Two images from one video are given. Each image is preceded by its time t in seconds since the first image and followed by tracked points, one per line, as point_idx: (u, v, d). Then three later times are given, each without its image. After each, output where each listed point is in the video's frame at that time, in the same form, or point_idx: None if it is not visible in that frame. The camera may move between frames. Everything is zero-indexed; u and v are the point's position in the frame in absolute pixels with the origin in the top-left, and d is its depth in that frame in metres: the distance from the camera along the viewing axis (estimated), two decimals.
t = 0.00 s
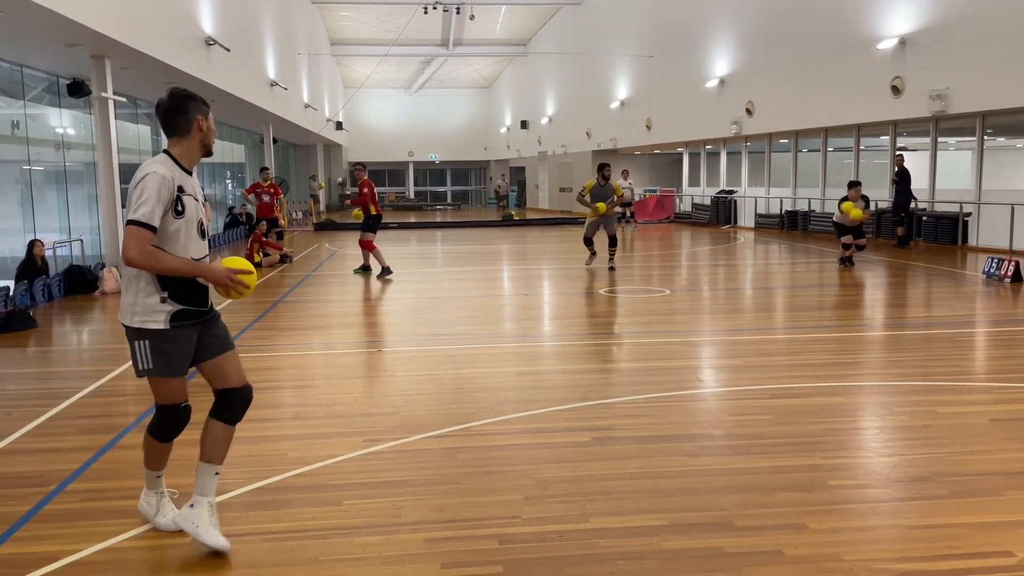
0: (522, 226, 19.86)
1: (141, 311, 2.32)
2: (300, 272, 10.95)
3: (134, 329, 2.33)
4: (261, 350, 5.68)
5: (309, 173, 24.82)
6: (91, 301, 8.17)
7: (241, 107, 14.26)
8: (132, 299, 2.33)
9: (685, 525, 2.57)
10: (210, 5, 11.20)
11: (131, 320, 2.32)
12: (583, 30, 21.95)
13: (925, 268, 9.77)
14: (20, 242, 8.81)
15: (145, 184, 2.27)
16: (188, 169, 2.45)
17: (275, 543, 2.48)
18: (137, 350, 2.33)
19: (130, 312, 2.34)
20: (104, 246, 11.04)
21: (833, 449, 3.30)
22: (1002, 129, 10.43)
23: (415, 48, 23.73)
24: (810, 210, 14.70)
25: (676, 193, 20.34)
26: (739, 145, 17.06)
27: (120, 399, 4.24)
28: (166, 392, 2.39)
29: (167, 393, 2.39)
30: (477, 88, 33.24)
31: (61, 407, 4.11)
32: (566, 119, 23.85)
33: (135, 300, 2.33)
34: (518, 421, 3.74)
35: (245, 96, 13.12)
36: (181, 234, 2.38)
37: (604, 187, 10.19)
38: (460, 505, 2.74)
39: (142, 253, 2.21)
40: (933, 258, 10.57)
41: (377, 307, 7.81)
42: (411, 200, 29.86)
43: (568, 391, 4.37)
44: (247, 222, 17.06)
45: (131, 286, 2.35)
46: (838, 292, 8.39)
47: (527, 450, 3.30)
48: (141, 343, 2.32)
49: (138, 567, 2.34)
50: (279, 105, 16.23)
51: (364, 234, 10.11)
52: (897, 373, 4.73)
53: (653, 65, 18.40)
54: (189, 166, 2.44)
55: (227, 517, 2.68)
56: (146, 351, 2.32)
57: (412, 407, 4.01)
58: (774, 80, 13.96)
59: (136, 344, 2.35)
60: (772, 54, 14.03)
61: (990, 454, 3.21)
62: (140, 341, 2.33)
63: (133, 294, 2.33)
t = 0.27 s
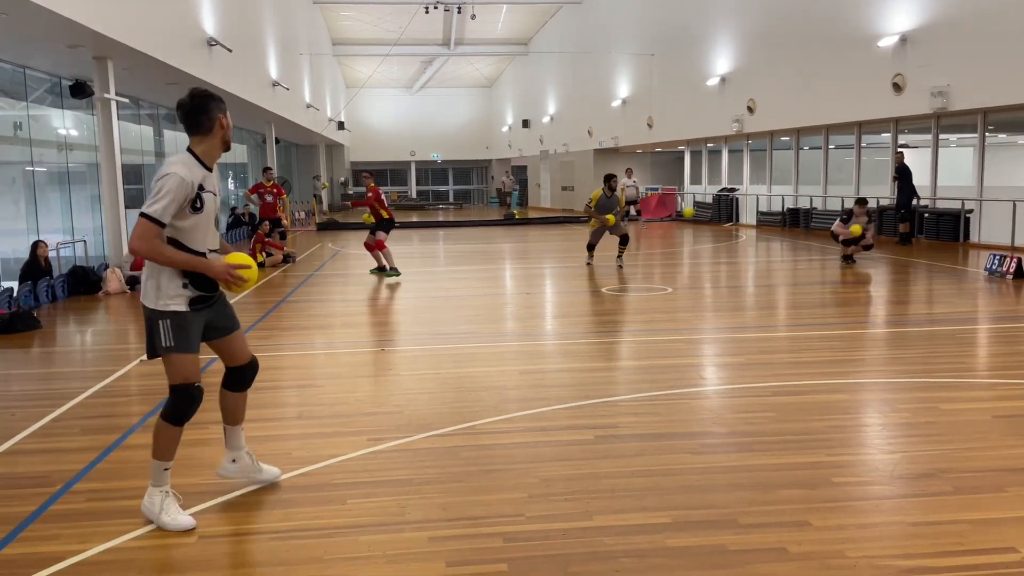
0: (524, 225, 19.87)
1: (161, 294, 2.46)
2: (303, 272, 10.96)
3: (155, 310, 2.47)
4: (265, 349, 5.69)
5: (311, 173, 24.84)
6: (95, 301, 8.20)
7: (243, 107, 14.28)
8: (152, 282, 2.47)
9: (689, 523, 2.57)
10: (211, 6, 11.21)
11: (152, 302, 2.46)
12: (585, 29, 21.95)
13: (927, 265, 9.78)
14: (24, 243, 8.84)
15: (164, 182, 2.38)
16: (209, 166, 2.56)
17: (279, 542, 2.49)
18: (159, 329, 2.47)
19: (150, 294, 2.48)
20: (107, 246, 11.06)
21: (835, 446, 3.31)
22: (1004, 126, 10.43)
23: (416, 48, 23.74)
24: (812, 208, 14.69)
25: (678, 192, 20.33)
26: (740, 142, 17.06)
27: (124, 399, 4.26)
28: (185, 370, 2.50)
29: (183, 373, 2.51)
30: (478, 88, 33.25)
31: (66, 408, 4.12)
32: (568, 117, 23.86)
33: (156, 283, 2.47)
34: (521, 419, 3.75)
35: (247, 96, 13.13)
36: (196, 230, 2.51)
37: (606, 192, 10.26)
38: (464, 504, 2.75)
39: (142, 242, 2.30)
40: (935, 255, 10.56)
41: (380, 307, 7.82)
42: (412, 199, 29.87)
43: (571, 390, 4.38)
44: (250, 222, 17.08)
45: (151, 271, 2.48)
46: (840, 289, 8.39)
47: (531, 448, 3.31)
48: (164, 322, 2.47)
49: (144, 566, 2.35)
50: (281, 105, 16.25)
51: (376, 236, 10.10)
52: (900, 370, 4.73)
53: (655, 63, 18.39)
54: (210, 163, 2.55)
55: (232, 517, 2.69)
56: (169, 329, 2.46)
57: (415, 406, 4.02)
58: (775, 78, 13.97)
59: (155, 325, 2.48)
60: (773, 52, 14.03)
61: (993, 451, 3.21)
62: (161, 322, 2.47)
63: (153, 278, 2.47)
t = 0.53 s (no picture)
0: (523, 227, 19.87)
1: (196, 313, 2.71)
2: (302, 274, 10.96)
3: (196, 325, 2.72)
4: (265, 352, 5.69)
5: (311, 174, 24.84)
6: (94, 305, 8.20)
7: (242, 109, 14.28)
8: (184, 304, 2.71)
9: (690, 525, 2.57)
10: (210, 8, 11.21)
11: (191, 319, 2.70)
12: (584, 30, 21.96)
13: (927, 265, 9.77)
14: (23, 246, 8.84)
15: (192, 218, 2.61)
16: (226, 199, 2.79)
17: (280, 545, 2.49)
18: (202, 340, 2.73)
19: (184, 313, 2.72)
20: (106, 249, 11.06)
21: (836, 447, 3.31)
22: (1003, 126, 10.43)
23: (415, 49, 23.74)
24: (812, 208, 14.68)
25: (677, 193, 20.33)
26: (740, 143, 17.06)
27: (124, 403, 4.26)
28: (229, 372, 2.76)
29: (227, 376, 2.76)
30: (477, 89, 33.26)
31: (66, 411, 4.12)
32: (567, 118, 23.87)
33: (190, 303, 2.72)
34: (521, 421, 3.75)
35: (246, 98, 13.13)
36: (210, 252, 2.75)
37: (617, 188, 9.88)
38: (465, 507, 2.75)
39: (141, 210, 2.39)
40: (935, 255, 10.56)
41: (380, 308, 7.82)
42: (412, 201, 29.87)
43: (571, 391, 4.38)
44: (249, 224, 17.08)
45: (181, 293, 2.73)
46: (840, 290, 8.38)
47: (531, 451, 3.31)
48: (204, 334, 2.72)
49: (145, 570, 2.35)
50: (280, 107, 16.25)
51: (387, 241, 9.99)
52: (901, 371, 4.73)
53: (654, 64, 18.40)
54: (227, 198, 2.79)
55: (233, 520, 2.69)
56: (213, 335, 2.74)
57: (415, 409, 4.02)
58: (774, 79, 13.97)
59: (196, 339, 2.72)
60: (772, 52, 14.02)
61: (994, 452, 3.20)
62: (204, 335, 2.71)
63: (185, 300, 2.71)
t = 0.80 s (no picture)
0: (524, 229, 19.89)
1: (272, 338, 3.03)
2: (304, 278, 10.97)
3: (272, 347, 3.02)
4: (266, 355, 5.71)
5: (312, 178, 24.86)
6: (96, 308, 8.21)
7: (243, 113, 14.30)
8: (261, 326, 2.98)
9: (691, 527, 2.58)
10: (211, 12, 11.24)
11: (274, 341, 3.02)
12: (584, 33, 21.99)
13: (927, 267, 9.79)
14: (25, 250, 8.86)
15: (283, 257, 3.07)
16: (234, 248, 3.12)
17: (283, 547, 2.49)
18: (279, 360, 3.05)
19: (261, 335, 2.97)
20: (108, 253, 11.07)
21: (836, 449, 3.32)
22: (1003, 128, 10.46)
23: (416, 52, 23.77)
24: (812, 210, 14.69)
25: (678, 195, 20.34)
26: (740, 146, 17.08)
27: (126, 406, 4.28)
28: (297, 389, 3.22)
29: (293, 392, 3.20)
30: (478, 92, 33.31)
31: (68, 415, 4.13)
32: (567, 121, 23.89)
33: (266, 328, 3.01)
34: (523, 424, 3.76)
35: (247, 102, 13.15)
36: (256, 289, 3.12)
37: (622, 191, 9.49)
38: (467, 509, 2.75)
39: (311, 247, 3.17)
40: (935, 257, 10.57)
41: (381, 312, 7.84)
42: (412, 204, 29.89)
43: (572, 394, 4.39)
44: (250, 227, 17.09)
45: (256, 317, 2.98)
46: (841, 292, 8.40)
47: (533, 453, 3.31)
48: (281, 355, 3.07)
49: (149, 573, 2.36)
50: (281, 110, 16.27)
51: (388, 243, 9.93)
52: (901, 373, 4.74)
53: (654, 66, 18.41)
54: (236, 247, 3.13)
55: (236, 523, 2.69)
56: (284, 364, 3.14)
57: (417, 412, 4.03)
58: (774, 82, 13.99)
59: (271, 360, 3.01)
60: (772, 54, 14.04)
61: (994, 454, 3.21)
62: (279, 356, 3.06)
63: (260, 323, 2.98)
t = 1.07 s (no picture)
0: (528, 232, 19.91)
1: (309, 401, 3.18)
2: (308, 281, 11.00)
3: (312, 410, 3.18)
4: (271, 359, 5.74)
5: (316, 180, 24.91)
6: (101, 312, 8.24)
7: (247, 116, 14.35)
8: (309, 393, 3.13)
9: (692, 531, 2.59)
10: (215, 16, 11.28)
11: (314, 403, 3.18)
12: (587, 35, 22.03)
13: (931, 270, 9.78)
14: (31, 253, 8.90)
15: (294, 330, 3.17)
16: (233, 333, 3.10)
17: (284, 551, 2.51)
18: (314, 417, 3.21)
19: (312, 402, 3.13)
20: (113, 256, 11.12)
21: (837, 453, 3.32)
22: (1008, 129, 10.46)
23: (419, 56, 23.83)
24: (816, 212, 14.69)
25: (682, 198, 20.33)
26: (744, 148, 17.09)
27: (131, 410, 4.30)
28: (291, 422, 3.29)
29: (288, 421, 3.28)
30: (482, 95, 33.36)
31: (73, 419, 4.15)
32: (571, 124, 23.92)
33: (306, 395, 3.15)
34: (525, 427, 3.77)
35: (251, 105, 13.19)
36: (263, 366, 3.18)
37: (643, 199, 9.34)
38: (468, 513, 2.77)
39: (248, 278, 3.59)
40: (939, 260, 10.57)
41: (385, 315, 7.86)
42: (416, 207, 29.93)
43: (574, 398, 4.40)
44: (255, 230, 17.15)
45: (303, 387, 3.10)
46: (844, 295, 8.41)
47: (534, 457, 3.32)
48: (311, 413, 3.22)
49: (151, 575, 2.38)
50: (285, 113, 16.33)
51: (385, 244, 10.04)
52: (904, 376, 4.74)
53: (658, 69, 18.43)
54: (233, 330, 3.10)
55: (238, 526, 2.71)
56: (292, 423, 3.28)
57: (419, 415, 4.05)
58: (778, 84, 14.01)
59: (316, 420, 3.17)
60: (775, 57, 14.07)
61: (996, 457, 3.21)
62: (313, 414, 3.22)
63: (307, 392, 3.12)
